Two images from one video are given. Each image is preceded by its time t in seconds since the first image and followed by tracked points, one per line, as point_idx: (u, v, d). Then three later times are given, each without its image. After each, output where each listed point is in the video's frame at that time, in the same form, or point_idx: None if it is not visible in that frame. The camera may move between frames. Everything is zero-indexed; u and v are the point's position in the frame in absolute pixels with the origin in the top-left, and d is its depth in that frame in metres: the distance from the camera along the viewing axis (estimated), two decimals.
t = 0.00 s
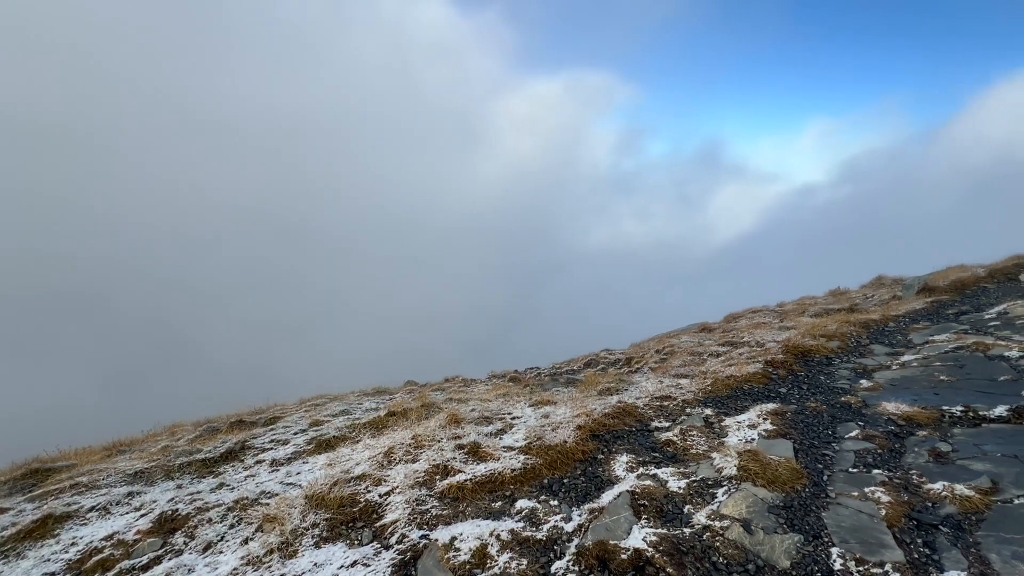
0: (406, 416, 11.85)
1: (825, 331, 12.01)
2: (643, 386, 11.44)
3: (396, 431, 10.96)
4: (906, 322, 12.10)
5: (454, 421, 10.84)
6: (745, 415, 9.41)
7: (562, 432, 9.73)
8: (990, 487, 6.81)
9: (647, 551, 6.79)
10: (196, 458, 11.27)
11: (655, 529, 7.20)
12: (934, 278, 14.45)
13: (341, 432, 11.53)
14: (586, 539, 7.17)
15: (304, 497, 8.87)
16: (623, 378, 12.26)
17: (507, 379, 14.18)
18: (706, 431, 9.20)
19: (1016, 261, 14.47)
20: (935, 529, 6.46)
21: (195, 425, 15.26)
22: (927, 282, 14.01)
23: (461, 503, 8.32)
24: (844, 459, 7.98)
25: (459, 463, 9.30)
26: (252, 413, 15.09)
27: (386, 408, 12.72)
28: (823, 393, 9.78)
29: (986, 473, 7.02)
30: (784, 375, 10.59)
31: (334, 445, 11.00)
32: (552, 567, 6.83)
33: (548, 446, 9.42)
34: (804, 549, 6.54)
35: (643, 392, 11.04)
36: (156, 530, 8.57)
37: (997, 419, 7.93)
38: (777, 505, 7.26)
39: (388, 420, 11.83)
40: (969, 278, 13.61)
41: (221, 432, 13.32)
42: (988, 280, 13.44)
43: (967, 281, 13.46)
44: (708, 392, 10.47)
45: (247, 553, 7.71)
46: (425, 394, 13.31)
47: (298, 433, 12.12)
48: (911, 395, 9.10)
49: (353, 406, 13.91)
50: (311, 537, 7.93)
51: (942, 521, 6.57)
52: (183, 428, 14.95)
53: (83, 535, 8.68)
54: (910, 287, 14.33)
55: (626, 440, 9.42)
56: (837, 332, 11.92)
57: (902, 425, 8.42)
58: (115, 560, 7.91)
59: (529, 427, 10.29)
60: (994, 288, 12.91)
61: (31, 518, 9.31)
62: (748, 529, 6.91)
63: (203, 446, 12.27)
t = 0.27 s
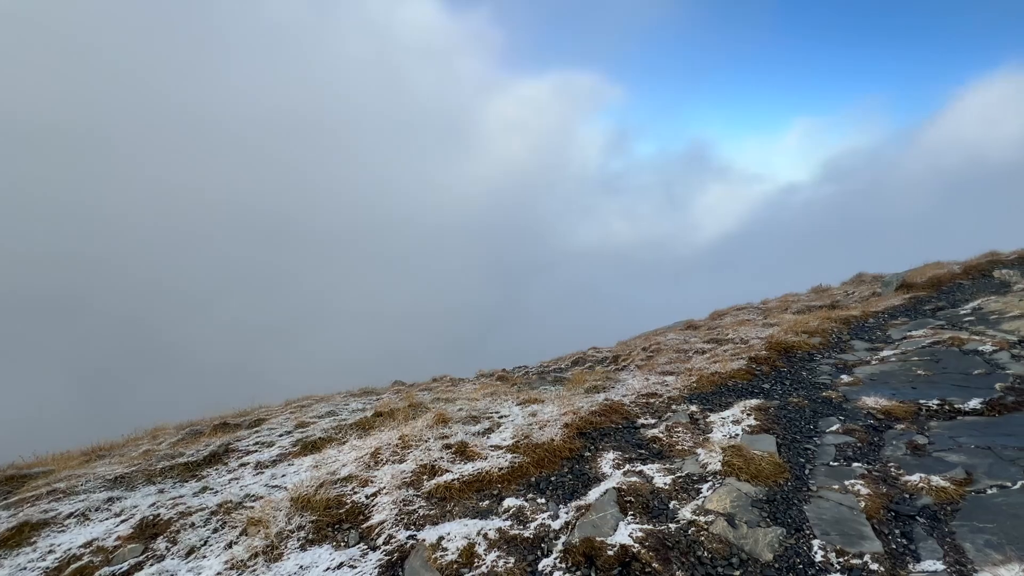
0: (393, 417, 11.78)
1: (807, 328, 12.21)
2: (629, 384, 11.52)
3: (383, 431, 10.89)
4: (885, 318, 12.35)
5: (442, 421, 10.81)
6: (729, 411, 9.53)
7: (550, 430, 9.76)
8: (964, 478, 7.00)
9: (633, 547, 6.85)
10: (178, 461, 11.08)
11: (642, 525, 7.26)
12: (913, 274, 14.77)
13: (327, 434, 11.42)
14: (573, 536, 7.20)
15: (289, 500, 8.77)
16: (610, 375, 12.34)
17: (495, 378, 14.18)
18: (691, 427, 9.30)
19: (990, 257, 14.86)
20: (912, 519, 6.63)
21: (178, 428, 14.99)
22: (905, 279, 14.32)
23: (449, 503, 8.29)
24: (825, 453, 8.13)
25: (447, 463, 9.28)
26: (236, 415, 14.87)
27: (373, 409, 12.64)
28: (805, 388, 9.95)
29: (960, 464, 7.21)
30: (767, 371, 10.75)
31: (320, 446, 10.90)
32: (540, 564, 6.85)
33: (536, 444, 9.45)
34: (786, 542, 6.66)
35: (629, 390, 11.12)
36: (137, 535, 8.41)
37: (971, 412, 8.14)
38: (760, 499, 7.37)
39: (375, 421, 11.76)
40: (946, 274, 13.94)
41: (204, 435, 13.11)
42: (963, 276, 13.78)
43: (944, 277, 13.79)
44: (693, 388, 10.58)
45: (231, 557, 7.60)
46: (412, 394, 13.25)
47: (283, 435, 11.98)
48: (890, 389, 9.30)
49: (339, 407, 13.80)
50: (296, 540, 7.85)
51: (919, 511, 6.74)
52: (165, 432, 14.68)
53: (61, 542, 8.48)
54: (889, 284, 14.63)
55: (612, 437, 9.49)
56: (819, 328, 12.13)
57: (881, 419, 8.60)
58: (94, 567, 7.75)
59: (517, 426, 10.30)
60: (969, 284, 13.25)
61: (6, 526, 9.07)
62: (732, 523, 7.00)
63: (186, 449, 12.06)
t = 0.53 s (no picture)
0: (379, 417, 11.69)
1: (789, 324, 12.41)
2: (615, 381, 11.60)
3: (369, 432, 10.81)
4: (864, 314, 12.62)
5: (428, 421, 10.76)
6: (713, 407, 9.65)
7: (536, 428, 9.78)
8: (939, 469, 7.18)
9: (619, 543, 6.89)
10: (158, 466, 10.86)
11: (627, 521, 7.31)
12: (890, 271, 15.10)
13: (312, 435, 11.30)
14: (559, 534, 7.23)
15: (273, 503, 8.66)
16: (596, 373, 12.41)
17: (482, 377, 14.16)
18: (676, 423, 9.40)
19: (964, 254, 15.26)
20: (889, 510, 6.79)
21: (158, 432, 14.70)
22: (883, 275, 14.63)
23: (435, 503, 8.26)
24: (806, 446, 8.28)
25: (433, 463, 9.24)
26: (219, 418, 14.63)
27: (359, 409, 12.54)
28: (786, 383, 10.11)
29: (935, 456, 7.40)
30: (750, 367, 10.91)
31: (304, 448, 10.77)
32: (526, 562, 6.86)
33: (522, 442, 9.46)
34: (768, 535, 6.77)
35: (615, 387, 11.19)
36: (116, 542, 8.23)
37: (945, 404, 8.36)
38: (743, 493, 7.48)
39: (360, 421, 11.66)
40: (921, 271, 14.29)
41: (185, 438, 12.87)
42: (938, 273, 14.13)
43: (919, 274, 14.13)
44: (678, 385, 10.69)
45: (213, 562, 7.47)
46: (398, 394, 13.18)
47: (267, 438, 11.82)
48: (868, 383, 9.50)
49: (325, 408, 13.65)
50: (280, 543, 7.75)
51: (896, 502, 6.90)
52: (145, 436, 14.39)
53: (36, 551, 8.26)
54: (867, 280, 14.94)
55: (598, 434, 9.54)
56: (800, 325, 12.34)
57: (859, 413, 8.79)
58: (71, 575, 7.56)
59: (503, 424, 10.30)
60: (944, 280, 13.60)
61: None
62: (715, 518, 7.10)
63: (166, 453, 11.83)
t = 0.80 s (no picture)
0: (364, 418, 11.60)
1: (770, 320, 12.62)
2: (600, 379, 11.67)
3: (354, 433, 10.71)
4: (842, 310, 12.89)
5: (414, 421, 10.71)
6: (696, 403, 9.77)
7: (522, 427, 9.79)
8: (913, 460, 7.38)
9: (604, 539, 6.94)
10: (137, 471, 10.63)
11: (612, 517, 7.37)
12: (867, 268, 15.44)
13: (296, 438, 11.16)
14: (545, 531, 7.25)
15: (256, 506, 8.53)
16: (581, 371, 12.47)
17: (468, 376, 14.14)
18: (660, 420, 9.50)
19: (937, 251, 15.67)
20: (866, 501, 6.97)
21: (137, 437, 14.38)
22: (861, 272, 14.96)
23: (421, 503, 8.23)
24: (787, 440, 8.42)
25: (419, 463, 9.20)
26: (200, 421, 14.37)
27: (344, 411, 12.42)
28: (768, 379, 10.29)
29: (910, 448, 7.60)
30: (732, 363, 11.07)
31: (288, 451, 10.64)
32: (512, 561, 6.87)
33: (508, 441, 9.47)
34: (749, 528, 6.89)
35: (600, 385, 11.26)
36: (93, 550, 8.03)
37: (919, 397, 8.59)
38: (726, 488, 7.59)
39: (345, 423, 11.55)
40: (897, 267, 14.64)
41: (165, 443, 12.61)
42: (913, 269, 14.49)
43: (895, 270, 14.47)
44: (662, 382, 10.80)
45: (194, 567, 7.34)
46: (384, 395, 13.09)
47: (249, 441, 11.64)
48: (846, 378, 9.72)
49: (309, 410, 13.49)
50: (264, 547, 7.64)
51: (873, 493, 7.08)
52: (123, 441, 14.07)
53: (8, 561, 8.02)
54: (845, 277, 15.27)
55: (584, 432, 9.59)
56: (781, 321, 12.55)
57: (838, 406, 8.98)
58: None
59: (489, 423, 10.30)
60: (918, 276, 13.96)
61: None
62: (698, 512, 7.19)
63: (145, 458, 11.58)
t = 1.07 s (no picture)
0: (349, 419, 11.50)
1: (751, 317, 12.84)
2: (585, 377, 11.75)
3: (338, 435, 10.61)
4: (820, 306, 13.18)
5: (399, 422, 10.65)
6: (679, 399, 9.89)
7: (507, 426, 9.81)
8: (888, 451, 7.59)
9: (589, 535, 6.99)
10: (113, 477, 10.37)
11: (597, 513, 7.43)
12: (844, 265, 15.82)
13: (278, 440, 11.01)
14: (531, 529, 7.28)
15: (238, 510, 8.40)
16: (567, 369, 12.54)
17: (453, 376, 14.10)
18: (644, 416, 9.60)
19: (911, 248, 16.11)
20: (843, 492, 7.15)
21: (113, 443, 14.03)
22: (838, 269, 15.32)
23: (407, 503, 8.19)
24: (767, 434, 8.58)
25: (404, 463, 9.16)
26: (179, 425, 14.08)
27: (328, 412, 12.29)
28: (748, 374, 10.47)
29: (885, 439, 7.82)
30: (714, 359, 11.24)
31: (271, 453, 10.49)
32: (498, 559, 6.88)
33: (494, 440, 9.48)
34: (731, 520, 7.01)
35: (585, 383, 11.34)
36: (67, 559, 7.82)
37: (893, 390, 8.83)
38: (708, 481, 7.71)
39: (329, 424, 11.44)
40: (872, 264, 15.02)
41: (143, 448, 12.33)
42: (888, 266, 14.88)
43: (871, 267, 14.84)
44: (646, 379, 10.91)
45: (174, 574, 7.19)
46: (368, 396, 13.00)
47: (231, 444, 11.45)
48: (824, 372, 9.94)
49: (292, 412, 13.32)
50: (246, 551, 7.53)
51: (849, 484, 7.26)
52: (99, 447, 13.72)
53: None
54: (823, 274, 15.62)
55: (569, 429, 9.65)
56: (761, 317, 12.78)
57: (816, 400, 9.18)
58: None
59: (475, 423, 10.29)
60: (893, 273, 14.34)
61: None
62: (681, 506, 7.29)
63: (122, 464, 11.30)
